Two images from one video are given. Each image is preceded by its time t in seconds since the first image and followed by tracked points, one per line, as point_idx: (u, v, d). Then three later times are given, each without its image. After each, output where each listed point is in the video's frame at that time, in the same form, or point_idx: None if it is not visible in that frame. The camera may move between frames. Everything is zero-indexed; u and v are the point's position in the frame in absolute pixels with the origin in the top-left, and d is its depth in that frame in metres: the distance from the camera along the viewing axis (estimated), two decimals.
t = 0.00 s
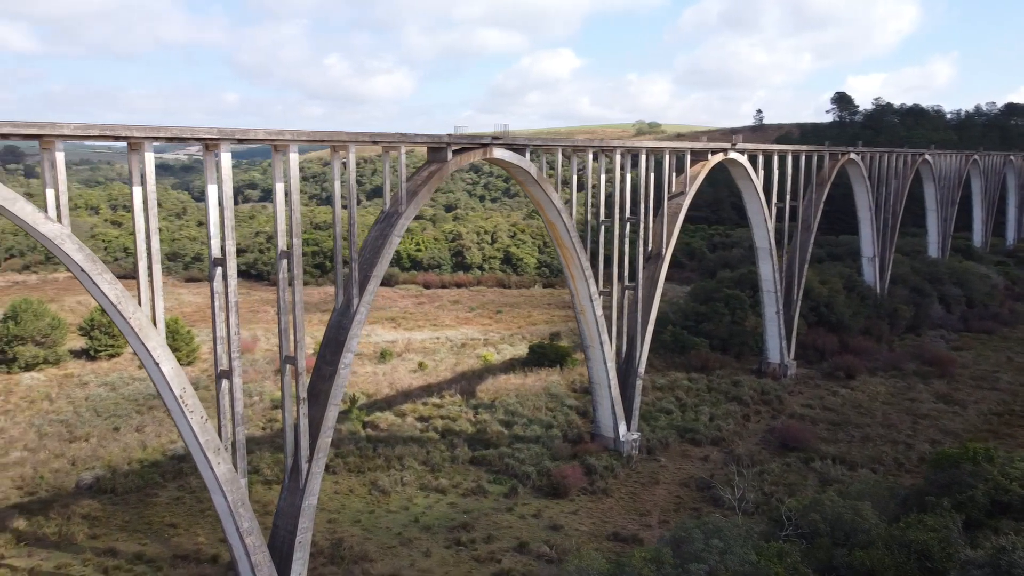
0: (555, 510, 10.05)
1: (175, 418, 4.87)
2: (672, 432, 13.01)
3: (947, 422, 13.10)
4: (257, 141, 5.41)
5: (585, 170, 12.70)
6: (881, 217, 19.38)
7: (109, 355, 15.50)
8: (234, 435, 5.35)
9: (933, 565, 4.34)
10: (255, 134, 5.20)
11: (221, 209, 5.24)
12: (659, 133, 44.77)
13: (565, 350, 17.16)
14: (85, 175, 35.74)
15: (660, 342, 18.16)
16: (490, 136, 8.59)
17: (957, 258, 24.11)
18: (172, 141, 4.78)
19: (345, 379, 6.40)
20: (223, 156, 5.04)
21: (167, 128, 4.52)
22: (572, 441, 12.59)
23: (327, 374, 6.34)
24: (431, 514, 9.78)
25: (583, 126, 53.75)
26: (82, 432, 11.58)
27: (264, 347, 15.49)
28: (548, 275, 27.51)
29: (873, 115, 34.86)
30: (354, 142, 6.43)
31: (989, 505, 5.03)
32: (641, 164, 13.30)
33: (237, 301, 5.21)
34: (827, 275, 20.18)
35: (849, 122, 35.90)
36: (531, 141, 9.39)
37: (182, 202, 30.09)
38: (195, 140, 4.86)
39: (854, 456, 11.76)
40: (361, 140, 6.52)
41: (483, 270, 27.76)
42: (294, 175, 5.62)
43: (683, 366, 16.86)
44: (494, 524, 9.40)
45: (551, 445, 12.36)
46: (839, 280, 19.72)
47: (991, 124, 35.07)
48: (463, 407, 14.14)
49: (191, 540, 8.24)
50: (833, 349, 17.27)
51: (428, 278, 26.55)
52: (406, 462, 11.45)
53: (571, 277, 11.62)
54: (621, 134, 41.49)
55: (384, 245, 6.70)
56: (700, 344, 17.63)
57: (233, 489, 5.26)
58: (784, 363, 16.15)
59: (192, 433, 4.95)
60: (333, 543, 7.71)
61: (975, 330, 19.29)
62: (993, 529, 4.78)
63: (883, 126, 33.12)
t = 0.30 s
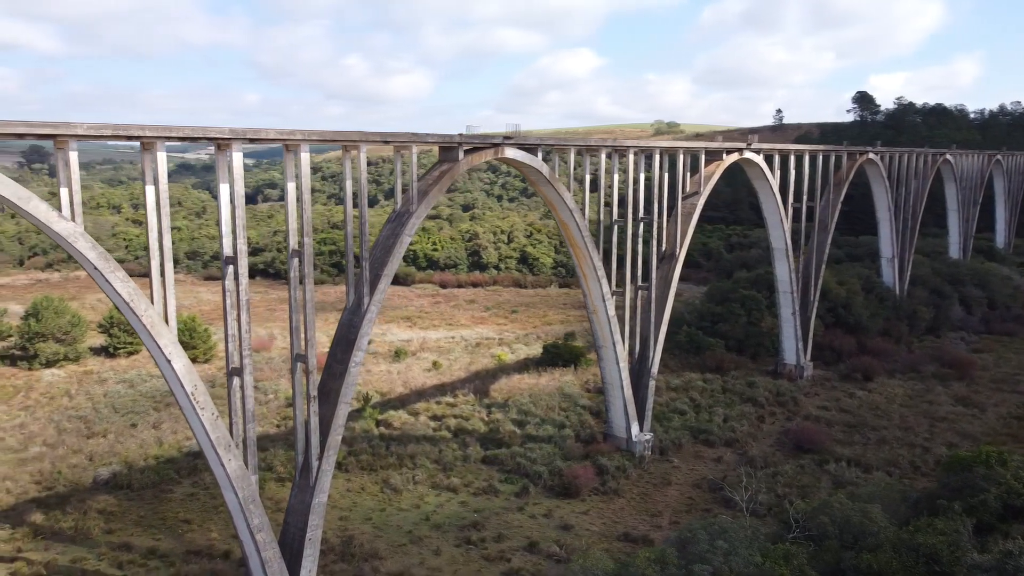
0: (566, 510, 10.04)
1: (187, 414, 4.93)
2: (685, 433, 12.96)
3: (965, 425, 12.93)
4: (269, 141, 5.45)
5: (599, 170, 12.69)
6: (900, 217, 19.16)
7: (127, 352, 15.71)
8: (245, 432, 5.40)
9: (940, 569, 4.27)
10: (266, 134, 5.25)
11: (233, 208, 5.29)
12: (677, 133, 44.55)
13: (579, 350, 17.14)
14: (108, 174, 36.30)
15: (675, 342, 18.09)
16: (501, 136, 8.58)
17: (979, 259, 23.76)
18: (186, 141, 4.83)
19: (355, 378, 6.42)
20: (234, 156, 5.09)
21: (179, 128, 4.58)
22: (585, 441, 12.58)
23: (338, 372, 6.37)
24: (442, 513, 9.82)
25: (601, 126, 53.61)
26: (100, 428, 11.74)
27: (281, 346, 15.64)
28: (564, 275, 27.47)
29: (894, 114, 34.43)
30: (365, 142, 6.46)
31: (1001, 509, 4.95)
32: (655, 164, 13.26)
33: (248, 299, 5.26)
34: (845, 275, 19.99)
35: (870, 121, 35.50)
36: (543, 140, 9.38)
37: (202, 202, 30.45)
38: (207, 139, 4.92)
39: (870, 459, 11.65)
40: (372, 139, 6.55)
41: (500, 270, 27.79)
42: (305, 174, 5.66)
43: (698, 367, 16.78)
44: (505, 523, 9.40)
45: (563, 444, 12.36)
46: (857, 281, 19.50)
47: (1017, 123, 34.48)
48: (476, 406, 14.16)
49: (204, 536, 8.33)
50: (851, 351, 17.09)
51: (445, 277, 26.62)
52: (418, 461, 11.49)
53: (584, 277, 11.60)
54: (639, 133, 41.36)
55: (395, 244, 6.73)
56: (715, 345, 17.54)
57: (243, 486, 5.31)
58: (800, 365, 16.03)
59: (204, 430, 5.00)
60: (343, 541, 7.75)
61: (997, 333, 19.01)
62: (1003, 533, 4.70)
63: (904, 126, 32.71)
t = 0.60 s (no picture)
0: (577, 510, 10.03)
1: (199, 411, 4.99)
2: (699, 434, 12.90)
3: (985, 428, 12.75)
4: (281, 140, 5.50)
5: (613, 170, 12.66)
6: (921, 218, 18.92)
7: (147, 349, 15.92)
8: (256, 429, 5.46)
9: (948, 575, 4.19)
10: (278, 134, 5.30)
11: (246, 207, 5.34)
12: (696, 132, 44.31)
13: (594, 350, 17.11)
14: (133, 174, 36.86)
15: (691, 343, 18.00)
16: (514, 136, 8.57)
17: (1003, 261, 23.38)
18: (199, 141, 4.89)
19: (366, 376, 6.46)
20: (247, 155, 5.14)
21: (192, 128, 4.64)
22: (598, 441, 12.56)
23: (349, 371, 6.40)
24: (454, 511, 9.84)
25: (620, 126, 53.47)
26: (119, 424, 11.90)
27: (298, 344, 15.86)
28: (582, 275, 27.43)
29: (916, 113, 33.98)
30: (377, 141, 6.49)
31: (1014, 514, 4.85)
32: (670, 164, 13.21)
33: (260, 297, 5.31)
34: (865, 277, 19.78)
35: (894, 121, 35.03)
36: (556, 140, 9.37)
37: (224, 202, 30.86)
38: (220, 139, 4.97)
39: (886, 462, 11.52)
40: (384, 139, 6.57)
41: (517, 270, 27.81)
42: (317, 174, 5.70)
43: (714, 368, 16.68)
44: (516, 523, 9.41)
45: (576, 444, 12.35)
46: (877, 282, 19.29)
47: None
48: (490, 406, 14.19)
49: (218, 532, 8.43)
50: (869, 353, 16.91)
51: (462, 277, 26.70)
52: (431, 460, 11.53)
53: (597, 277, 11.57)
54: (657, 133, 41.18)
55: (407, 243, 6.75)
56: (731, 346, 17.44)
57: (254, 482, 5.37)
58: (817, 367, 15.88)
59: (215, 426, 5.06)
60: (354, 538, 7.80)
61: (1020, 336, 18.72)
62: (1015, 538, 4.60)
63: (928, 125, 32.25)
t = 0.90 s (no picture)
0: (590, 510, 10.02)
1: (211, 408, 5.06)
2: (714, 436, 12.82)
3: (1008, 433, 12.52)
4: (294, 141, 5.56)
5: (630, 169, 12.59)
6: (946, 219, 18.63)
7: (169, 347, 16.15)
8: (269, 425, 5.52)
9: None
10: (291, 134, 5.35)
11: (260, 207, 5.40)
12: (718, 133, 43.92)
13: (611, 351, 17.06)
14: (159, 174, 37.45)
15: (709, 344, 17.88)
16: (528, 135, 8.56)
17: None
18: (213, 141, 4.95)
19: (378, 375, 6.50)
20: (260, 155, 5.18)
21: (206, 128, 4.70)
22: (612, 442, 12.53)
23: (361, 369, 6.45)
24: (467, 510, 9.87)
25: (641, 126, 53.23)
26: (139, 420, 12.08)
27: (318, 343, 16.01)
28: (601, 276, 27.37)
29: (945, 112, 33.33)
30: (390, 141, 6.52)
31: None
32: (687, 164, 13.14)
33: (272, 295, 5.36)
34: (887, 278, 19.52)
35: (921, 120, 34.45)
36: (570, 140, 9.34)
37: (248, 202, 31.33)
38: (234, 140, 5.04)
39: (904, 466, 11.37)
40: (397, 139, 6.60)
41: (536, 270, 27.81)
42: (329, 173, 5.75)
43: (732, 369, 16.56)
44: (528, 522, 9.41)
45: (590, 445, 12.33)
46: (899, 284, 19.03)
47: None
48: (505, 405, 14.20)
49: (232, 527, 8.53)
50: (891, 355, 16.69)
51: (481, 276, 26.76)
52: (445, 458, 11.57)
53: (612, 277, 11.53)
54: (679, 133, 40.90)
55: (419, 243, 6.77)
56: (749, 347, 17.30)
57: (266, 479, 5.43)
58: (837, 369, 15.72)
59: (228, 423, 5.13)
60: (367, 535, 7.85)
61: None
62: None
63: (956, 125, 31.67)
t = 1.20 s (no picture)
0: (602, 510, 10.01)
1: (224, 403, 5.13)
2: (731, 437, 12.73)
3: None
4: (308, 140, 5.62)
5: (646, 169, 12.54)
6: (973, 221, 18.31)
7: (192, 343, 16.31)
8: (281, 422, 5.60)
9: None
10: (304, 133, 5.40)
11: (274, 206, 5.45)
12: (746, 132, 43.58)
13: (629, 351, 17.02)
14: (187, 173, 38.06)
15: (728, 346, 17.76)
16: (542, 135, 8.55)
17: None
18: (227, 141, 5.01)
19: (390, 373, 6.54)
20: (273, 155, 5.24)
21: (219, 128, 4.78)
22: (627, 442, 12.50)
23: (373, 367, 6.49)
24: (479, 509, 9.90)
25: (666, 126, 52.94)
26: (160, 416, 12.28)
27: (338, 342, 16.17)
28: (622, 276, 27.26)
29: (975, 111, 32.65)
30: (403, 141, 6.55)
31: None
32: (705, 164, 13.06)
33: (285, 293, 5.42)
34: (912, 280, 19.23)
35: (952, 119, 33.77)
36: (585, 139, 9.31)
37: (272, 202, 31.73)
38: (248, 140, 5.10)
39: (924, 470, 11.22)
40: (410, 139, 6.62)
41: (557, 270, 27.78)
42: (342, 173, 5.80)
43: (751, 371, 16.42)
44: (540, 522, 9.42)
45: (605, 445, 12.31)
46: (924, 286, 18.75)
47: None
48: (521, 405, 14.22)
49: (248, 522, 8.64)
50: (914, 358, 16.45)
51: (502, 276, 26.80)
52: (460, 457, 11.62)
53: (627, 277, 11.49)
54: (703, 133, 40.56)
55: (432, 243, 6.80)
56: (768, 349, 17.15)
57: (278, 475, 5.51)
58: (859, 371, 15.54)
59: (240, 418, 5.20)
60: (379, 532, 7.91)
61: None
62: None
63: (988, 124, 31.01)
